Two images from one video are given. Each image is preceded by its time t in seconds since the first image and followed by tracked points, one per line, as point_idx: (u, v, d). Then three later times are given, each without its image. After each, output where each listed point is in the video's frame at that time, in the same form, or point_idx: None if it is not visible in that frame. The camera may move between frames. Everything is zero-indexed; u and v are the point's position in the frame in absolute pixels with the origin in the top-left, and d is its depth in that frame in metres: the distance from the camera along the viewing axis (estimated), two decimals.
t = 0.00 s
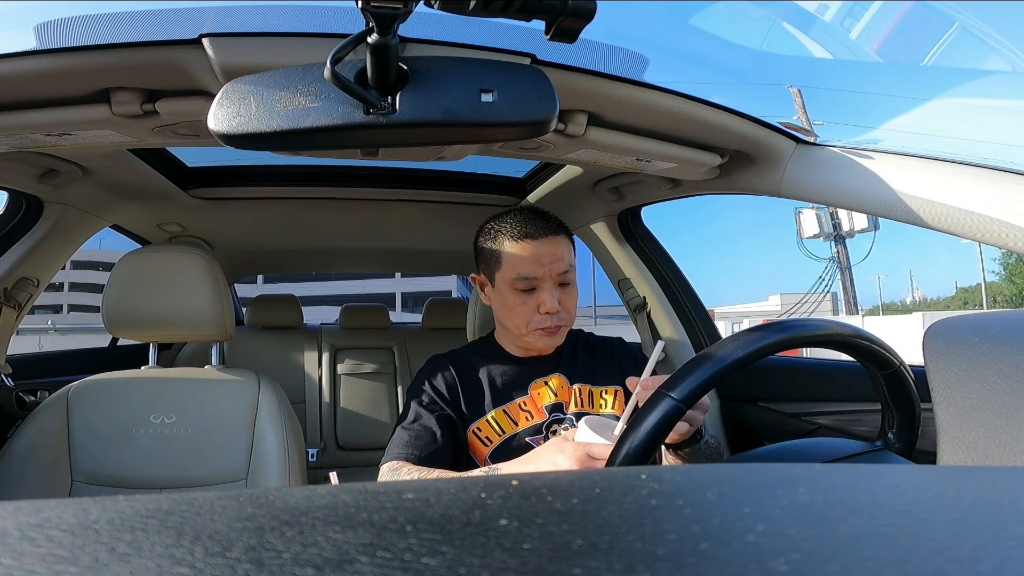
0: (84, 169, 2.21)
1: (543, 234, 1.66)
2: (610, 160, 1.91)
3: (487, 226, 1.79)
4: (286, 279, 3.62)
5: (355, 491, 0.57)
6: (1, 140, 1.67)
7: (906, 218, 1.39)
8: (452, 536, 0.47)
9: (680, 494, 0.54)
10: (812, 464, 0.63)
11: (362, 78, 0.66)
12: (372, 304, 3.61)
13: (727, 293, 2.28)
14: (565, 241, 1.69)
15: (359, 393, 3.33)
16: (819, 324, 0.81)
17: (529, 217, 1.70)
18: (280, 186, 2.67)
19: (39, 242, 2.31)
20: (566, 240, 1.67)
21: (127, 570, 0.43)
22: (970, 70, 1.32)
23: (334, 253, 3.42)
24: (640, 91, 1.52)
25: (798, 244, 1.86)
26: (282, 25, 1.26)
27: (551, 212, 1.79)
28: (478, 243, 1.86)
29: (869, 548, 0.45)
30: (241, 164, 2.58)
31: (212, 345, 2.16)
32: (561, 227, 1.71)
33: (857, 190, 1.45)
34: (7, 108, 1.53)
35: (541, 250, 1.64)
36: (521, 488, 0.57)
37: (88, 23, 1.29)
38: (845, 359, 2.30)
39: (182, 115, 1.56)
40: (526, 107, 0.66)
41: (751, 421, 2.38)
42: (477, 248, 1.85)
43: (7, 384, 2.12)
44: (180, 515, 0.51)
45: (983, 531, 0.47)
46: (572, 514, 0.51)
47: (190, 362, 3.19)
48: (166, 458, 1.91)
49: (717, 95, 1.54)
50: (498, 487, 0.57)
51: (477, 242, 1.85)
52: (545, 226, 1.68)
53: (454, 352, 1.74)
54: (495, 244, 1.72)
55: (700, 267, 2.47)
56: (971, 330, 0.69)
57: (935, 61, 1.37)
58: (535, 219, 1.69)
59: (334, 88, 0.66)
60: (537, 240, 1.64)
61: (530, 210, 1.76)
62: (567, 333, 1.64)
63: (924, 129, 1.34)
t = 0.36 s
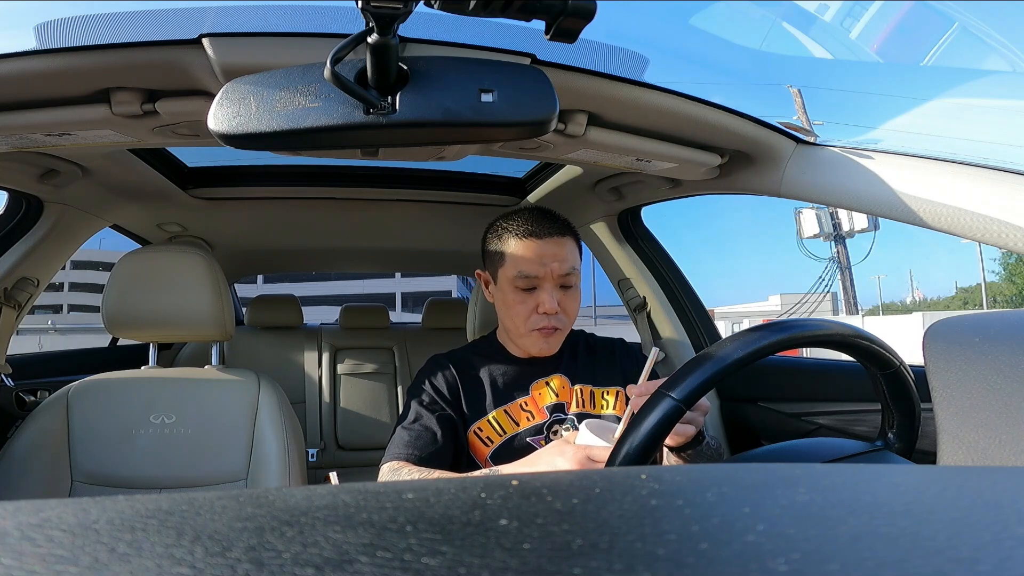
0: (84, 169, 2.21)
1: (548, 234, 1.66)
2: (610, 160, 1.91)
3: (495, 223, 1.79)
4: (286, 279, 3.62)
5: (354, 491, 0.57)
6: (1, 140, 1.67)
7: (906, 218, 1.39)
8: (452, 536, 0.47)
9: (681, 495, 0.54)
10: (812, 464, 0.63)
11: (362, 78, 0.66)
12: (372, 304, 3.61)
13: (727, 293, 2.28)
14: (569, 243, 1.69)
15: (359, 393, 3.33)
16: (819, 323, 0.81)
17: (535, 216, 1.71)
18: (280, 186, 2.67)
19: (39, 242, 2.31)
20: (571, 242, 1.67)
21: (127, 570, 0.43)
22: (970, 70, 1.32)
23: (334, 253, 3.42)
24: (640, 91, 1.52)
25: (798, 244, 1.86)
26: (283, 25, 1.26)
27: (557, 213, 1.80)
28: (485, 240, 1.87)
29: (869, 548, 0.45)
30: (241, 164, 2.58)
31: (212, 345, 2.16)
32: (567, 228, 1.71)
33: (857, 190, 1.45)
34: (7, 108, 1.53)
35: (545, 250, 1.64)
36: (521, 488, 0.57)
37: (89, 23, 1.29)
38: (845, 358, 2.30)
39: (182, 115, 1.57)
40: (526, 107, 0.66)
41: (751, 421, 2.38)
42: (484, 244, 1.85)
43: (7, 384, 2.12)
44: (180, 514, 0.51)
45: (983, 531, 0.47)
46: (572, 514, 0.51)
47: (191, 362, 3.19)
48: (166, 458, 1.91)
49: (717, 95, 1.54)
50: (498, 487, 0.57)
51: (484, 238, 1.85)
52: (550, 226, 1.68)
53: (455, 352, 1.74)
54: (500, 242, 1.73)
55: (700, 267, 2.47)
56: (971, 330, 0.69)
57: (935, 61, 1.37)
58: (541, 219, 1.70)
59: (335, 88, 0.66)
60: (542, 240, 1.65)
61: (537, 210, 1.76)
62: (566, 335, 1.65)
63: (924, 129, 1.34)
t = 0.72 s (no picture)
0: (84, 169, 2.21)
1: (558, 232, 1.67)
2: (610, 160, 1.91)
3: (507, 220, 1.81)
4: (286, 279, 3.62)
5: (354, 491, 0.57)
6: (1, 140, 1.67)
7: (907, 218, 1.39)
8: (452, 536, 0.47)
9: (680, 494, 0.54)
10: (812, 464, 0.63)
11: (362, 78, 0.66)
12: (372, 304, 3.61)
13: (726, 293, 2.28)
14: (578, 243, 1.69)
15: (359, 393, 3.33)
16: (819, 324, 0.81)
17: (547, 214, 1.71)
18: (280, 186, 2.67)
19: (40, 242, 2.31)
20: (579, 242, 1.67)
21: (127, 570, 0.43)
22: (971, 70, 1.32)
23: (334, 253, 3.42)
24: (640, 91, 1.52)
25: (798, 244, 1.86)
26: (283, 25, 1.26)
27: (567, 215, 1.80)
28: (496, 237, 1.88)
29: (869, 548, 0.45)
30: (241, 164, 2.58)
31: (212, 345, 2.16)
32: (577, 228, 1.72)
33: (857, 190, 1.45)
34: (7, 108, 1.53)
35: (553, 247, 1.65)
36: (521, 488, 0.57)
37: (89, 23, 1.29)
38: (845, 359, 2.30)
39: (182, 115, 1.57)
40: (526, 107, 0.66)
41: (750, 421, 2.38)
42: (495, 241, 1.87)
43: (7, 384, 2.12)
44: (180, 515, 0.51)
45: (983, 531, 0.47)
46: (572, 514, 0.51)
47: (191, 362, 3.19)
48: (166, 458, 1.90)
49: (717, 95, 1.54)
50: (498, 487, 0.57)
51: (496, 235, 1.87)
52: (562, 226, 1.68)
53: (457, 351, 1.74)
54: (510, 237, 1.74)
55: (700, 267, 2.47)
56: (971, 330, 0.69)
57: (935, 61, 1.37)
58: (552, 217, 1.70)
59: (334, 88, 0.66)
60: (551, 237, 1.65)
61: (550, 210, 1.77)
62: (567, 335, 1.64)
63: (924, 129, 1.34)
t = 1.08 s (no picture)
0: (84, 169, 2.21)
1: (570, 231, 1.66)
2: (610, 160, 1.91)
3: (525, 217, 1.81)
4: (286, 279, 3.62)
5: (354, 491, 0.57)
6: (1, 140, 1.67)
7: (907, 218, 1.40)
8: (452, 537, 0.47)
9: (680, 495, 0.54)
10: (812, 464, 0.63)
11: (362, 78, 0.66)
12: (372, 304, 3.62)
13: (726, 293, 2.28)
14: (590, 244, 1.68)
15: (359, 393, 3.33)
16: (819, 323, 0.81)
17: (561, 213, 1.71)
18: (280, 186, 2.67)
19: (40, 242, 2.31)
20: (590, 242, 1.66)
21: (127, 570, 0.43)
22: (971, 70, 1.32)
23: (334, 253, 3.42)
24: (640, 91, 1.52)
25: (798, 244, 1.86)
26: (283, 25, 1.26)
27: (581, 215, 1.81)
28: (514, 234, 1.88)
29: (869, 548, 0.45)
30: (241, 164, 2.58)
31: (212, 345, 2.16)
32: (590, 228, 1.71)
33: (856, 190, 1.45)
34: (7, 108, 1.53)
35: (563, 245, 1.64)
36: (521, 488, 0.57)
37: (88, 23, 1.29)
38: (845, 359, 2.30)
39: (182, 115, 1.57)
40: (526, 107, 0.66)
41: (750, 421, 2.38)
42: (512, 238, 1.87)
43: (7, 384, 2.12)
44: (180, 515, 0.51)
45: (983, 531, 0.47)
46: (572, 514, 0.51)
47: (191, 362, 3.19)
48: (166, 458, 1.90)
49: (717, 95, 1.54)
50: (498, 487, 0.57)
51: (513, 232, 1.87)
52: (574, 225, 1.68)
53: (459, 350, 1.74)
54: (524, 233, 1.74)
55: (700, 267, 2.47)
56: (971, 330, 0.69)
57: (935, 61, 1.37)
58: (565, 216, 1.70)
59: (335, 88, 0.66)
60: (562, 235, 1.65)
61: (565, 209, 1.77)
62: (572, 333, 1.64)
63: (924, 129, 1.34)
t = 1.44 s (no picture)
0: (84, 169, 2.21)
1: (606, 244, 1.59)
2: (610, 160, 1.91)
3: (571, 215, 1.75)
4: (286, 279, 3.63)
5: (354, 491, 0.57)
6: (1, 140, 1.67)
7: (907, 218, 1.40)
8: (452, 537, 0.47)
9: (681, 495, 0.54)
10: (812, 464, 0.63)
11: (362, 78, 0.66)
12: (372, 304, 3.61)
13: (726, 293, 2.27)
14: (625, 259, 1.61)
15: (359, 393, 3.32)
16: (819, 324, 0.81)
17: (602, 221, 1.63)
18: (280, 186, 2.67)
19: (40, 242, 2.31)
20: (624, 258, 1.58)
21: (127, 571, 0.43)
22: (971, 69, 1.32)
23: (334, 253, 3.42)
24: (640, 91, 1.52)
25: (798, 244, 1.86)
26: (283, 25, 1.26)
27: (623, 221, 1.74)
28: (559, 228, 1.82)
29: (869, 548, 0.45)
30: (241, 164, 2.58)
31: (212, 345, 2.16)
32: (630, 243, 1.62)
33: (857, 191, 1.45)
34: (7, 108, 1.53)
35: (596, 258, 1.57)
36: (521, 488, 0.57)
37: (88, 23, 1.29)
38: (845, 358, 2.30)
39: (182, 115, 1.57)
40: (526, 107, 0.66)
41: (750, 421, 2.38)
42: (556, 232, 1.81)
43: (7, 384, 2.12)
44: (180, 515, 0.51)
45: (983, 531, 0.47)
46: (572, 514, 0.51)
47: (191, 362, 3.19)
48: (166, 459, 1.90)
49: (718, 95, 1.54)
50: (498, 487, 0.57)
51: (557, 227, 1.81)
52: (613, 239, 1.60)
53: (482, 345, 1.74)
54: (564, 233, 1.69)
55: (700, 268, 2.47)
56: (971, 330, 0.69)
57: (935, 60, 1.37)
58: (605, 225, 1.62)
59: (334, 88, 0.66)
60: (597, 248, 1.58)
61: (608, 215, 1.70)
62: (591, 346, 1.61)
63: (924, 129, 1.34)
